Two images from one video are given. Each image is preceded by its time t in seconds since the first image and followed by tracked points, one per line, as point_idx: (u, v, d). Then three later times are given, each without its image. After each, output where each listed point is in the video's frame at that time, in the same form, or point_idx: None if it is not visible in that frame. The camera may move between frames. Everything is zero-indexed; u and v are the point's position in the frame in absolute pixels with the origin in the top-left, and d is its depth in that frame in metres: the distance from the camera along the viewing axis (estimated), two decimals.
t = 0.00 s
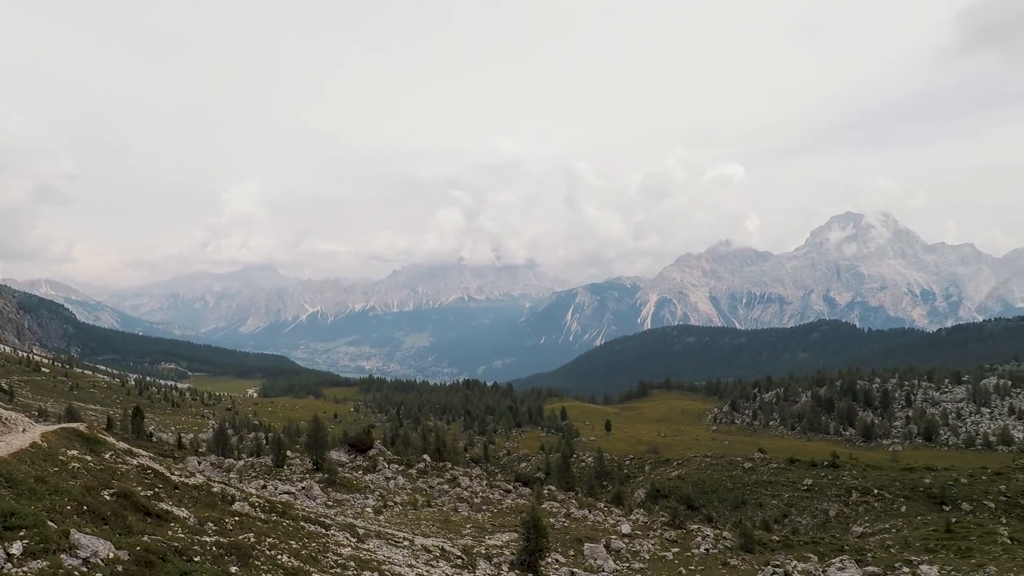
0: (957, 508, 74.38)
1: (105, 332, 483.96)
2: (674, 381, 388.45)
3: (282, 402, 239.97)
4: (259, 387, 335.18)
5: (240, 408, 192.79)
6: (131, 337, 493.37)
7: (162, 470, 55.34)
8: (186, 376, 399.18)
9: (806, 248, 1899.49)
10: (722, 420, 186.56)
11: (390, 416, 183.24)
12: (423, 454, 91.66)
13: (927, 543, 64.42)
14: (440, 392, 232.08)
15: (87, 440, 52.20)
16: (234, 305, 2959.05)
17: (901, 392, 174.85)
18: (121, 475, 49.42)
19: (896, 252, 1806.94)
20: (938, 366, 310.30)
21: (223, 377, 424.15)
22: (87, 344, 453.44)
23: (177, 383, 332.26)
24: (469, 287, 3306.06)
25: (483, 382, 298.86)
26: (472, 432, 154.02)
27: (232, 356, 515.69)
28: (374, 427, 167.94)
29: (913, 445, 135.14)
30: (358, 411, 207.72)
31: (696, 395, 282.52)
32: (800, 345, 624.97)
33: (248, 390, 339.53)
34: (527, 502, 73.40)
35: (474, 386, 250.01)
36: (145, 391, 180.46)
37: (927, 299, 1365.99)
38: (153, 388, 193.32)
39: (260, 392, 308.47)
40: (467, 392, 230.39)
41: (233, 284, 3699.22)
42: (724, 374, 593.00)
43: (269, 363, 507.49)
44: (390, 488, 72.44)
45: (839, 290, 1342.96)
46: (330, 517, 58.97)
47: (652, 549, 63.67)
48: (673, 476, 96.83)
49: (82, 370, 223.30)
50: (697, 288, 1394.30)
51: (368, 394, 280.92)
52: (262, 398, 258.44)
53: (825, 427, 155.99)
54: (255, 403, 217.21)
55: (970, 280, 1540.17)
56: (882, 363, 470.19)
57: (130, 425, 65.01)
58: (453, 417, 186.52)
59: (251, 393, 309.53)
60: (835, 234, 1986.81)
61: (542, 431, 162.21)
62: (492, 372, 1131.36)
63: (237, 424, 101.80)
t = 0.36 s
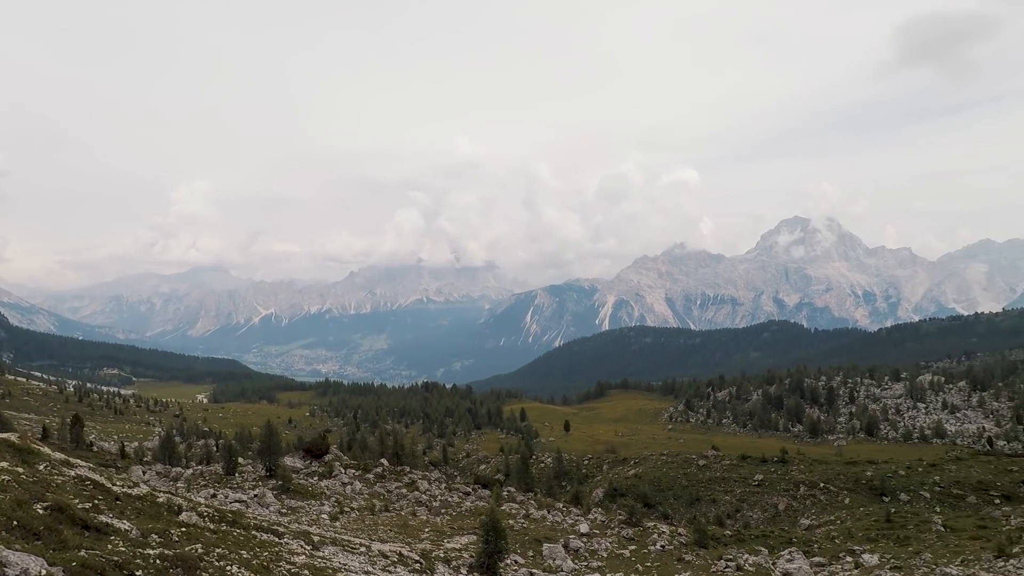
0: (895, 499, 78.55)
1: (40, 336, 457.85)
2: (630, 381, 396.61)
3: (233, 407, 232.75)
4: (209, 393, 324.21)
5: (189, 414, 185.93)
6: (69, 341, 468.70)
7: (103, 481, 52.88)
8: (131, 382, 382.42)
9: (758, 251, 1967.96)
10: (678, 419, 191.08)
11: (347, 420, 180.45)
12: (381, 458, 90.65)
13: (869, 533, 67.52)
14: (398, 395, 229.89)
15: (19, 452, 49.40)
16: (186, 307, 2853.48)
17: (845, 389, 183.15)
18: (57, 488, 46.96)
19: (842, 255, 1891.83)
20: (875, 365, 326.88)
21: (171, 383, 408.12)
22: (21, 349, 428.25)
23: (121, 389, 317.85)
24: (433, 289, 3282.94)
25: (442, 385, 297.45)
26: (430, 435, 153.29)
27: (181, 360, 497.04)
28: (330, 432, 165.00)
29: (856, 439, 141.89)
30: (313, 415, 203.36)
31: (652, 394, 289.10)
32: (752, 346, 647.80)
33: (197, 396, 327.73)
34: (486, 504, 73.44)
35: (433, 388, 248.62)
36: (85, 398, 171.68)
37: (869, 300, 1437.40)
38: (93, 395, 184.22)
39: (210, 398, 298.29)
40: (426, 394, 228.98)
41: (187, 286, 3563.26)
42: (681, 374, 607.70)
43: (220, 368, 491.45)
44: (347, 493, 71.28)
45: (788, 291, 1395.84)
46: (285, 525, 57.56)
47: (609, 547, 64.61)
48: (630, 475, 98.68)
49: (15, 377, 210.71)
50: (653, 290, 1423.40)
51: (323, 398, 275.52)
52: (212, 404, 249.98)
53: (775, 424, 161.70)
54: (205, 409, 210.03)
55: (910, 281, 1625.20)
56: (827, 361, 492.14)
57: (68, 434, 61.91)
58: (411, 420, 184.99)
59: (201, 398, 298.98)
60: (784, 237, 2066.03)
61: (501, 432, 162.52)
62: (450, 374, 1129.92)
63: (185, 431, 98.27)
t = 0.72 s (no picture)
0: (837, 490, 82.51)
1: None
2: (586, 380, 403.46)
3: (179, 413, 224.03)
4: (152, 399, 311.15)
5: (130, 421, 177.93)
6: None
7: (35, 493, 50.16)
8: (67, 389, 362.77)
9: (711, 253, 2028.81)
10: (633, 417, 195.12)
11: (300, 424, 176.76)
12: (335, 463, 89.27)
13: (812, 523, 70.48)
14: (353, 398, 226.64)
15: None
16: (131, 310, 2727.24)
17: (789, 385, 191.36)
18: None
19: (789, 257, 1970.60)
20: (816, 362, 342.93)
21: (111, 388, 389.14)
22: None
23: (55, 397, 301.33)
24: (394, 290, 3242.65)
25: (399, 386, 294.94)
26: (386, 438, 151.89)
27: (122, 365, 474.76)
28: (281, 437, 161.42)
29: (801, 433, 148.47)
30: (265, 419, 198.10)
31: (607, 393, 294.45)
32: (703, 344, 669.26)
33: (139, 402, 313.58)
34: (442, 507, 73.16)
35: (389, 391, 246.25)
36: (15, 406, 161.84)
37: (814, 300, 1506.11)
38: (26, 403, 173.91)
39: (154, 403, 286.27)
40: (382, 396, 226.66)
41: (133, 287, 3405.64)
42: (639, 373, 620.48)
43: (164, 372, 471.96)
44: (300, 499, 69.65)
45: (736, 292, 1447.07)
46: (233, 534, 55.75)
47: (565, 545, 65.36)
48: (586, 473, 100.30)
49: None
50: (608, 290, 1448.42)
51: (275, 402, 268.70)
52: (156, 410, 239.87)
53: (726, 420, 167.12)
54: (148, 415, 201.46)
55: (851, 282, 1712.95)
56: (775, 359, 513.08)
57: None
58: (367, 423, 182.75)
59: (144, 405, 286.48)
60: (733, 239, 2140.69)
61: (458, 433, 162.38)
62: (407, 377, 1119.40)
63: (127, 439, 94.23)
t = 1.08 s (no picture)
0: (783, 482, 86.15)
1: None
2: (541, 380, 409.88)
3: (119, 420, 213.57)
4: (88, 407, 296.05)
5: (65, 430, 168.72)
6: None
7: None
8: None
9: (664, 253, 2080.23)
10: (589, 416, 197.92)
11: (250, 429, 171.73)
12: (287, 468, 87.18)
13: (760, 515, 73.29)
14: (306, 402, 221.87)
15: None
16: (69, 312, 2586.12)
17: (739, 383, 198.38)
18: None
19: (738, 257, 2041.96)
20: (763, 360, 356.31)
21: (43, 396, 367.28)
22: None
23: None
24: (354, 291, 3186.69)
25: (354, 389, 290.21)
26: (341, 442, 149.35)
27: (54, 371, 448.97)
28: (230, 443, 156.42)
29: (750, 429, 153.89)
30: (212, 426, 191.29)
31: (563, 393, 298.80)
32: (657, 344, 689.37)
33: (74, 409, 297.80)
34: (398, 510, 72.58)
35: (343, 394, 242.44)
36: None
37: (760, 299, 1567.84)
38: None
39: (91, 411, 272.21)
40: (336, 400, 222.96)
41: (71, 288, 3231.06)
42: (598, 372, 629.75)
43: (102, 378, 449.59)
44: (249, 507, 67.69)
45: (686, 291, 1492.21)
46: (177, 546, 53.58)
47: (523, 545, 65.68)
48: (543, 473, 101.16)
49: None
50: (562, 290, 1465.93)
51: (224, 407, 260.07)
52: (94, 418, 228.01)
53: (679, 417, 171.36)
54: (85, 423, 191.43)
55: (796, 282, 1797.07)
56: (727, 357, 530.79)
57: None
58: (321, 427, 179.43)
59: (80, 413, 271.58)
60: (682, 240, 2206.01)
61: (415, 436, 161.11)
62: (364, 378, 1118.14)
63: (60, 449, 89.32)
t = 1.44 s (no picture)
0: (730, 476, 89.36)
1: None
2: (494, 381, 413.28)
3: (50, 429, 201.59)
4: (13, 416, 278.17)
5: None
6: None
7: None
8: None
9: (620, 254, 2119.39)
10: (544, 416, 199.83)
11: (195, 436, 165.40)
12: (235, 475, 84.33)
13: (709, 510, 75.64)
14: (254, 407, 215.47)
15: None
16: None
17: (689, 381, 204.71)
18: None
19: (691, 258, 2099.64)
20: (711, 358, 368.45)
21: None
22: None
23: None
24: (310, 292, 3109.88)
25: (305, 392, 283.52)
26: (291, 447, 145.86)
27: None
28: (173, 452, 150.30)
29: (699, 425, 158.75)
30: (154, 433, 183.14)
31: (518, 393, 301.48)
32: (610, 343, 705.36)
33: None
34: (352, 515, 71.37)
35: (294, 397, 236.82)
36: None
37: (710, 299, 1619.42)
38: None
39: (17, 421, 255.97)
40: (286, 404, 217.67)
41: None
42: (557, 372, 636.18)
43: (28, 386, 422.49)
44: (194, 517, 65.11)
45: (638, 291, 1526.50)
46: (113, 561, 50.87)
47: (477, 547, 65.59)
48: (499, 473, 101.50)
49: None
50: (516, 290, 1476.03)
51: (166, 414, 249.49)
52: (21, 428, 214.44)
53: (631, 416, 175.13)
54: (11, 434, 179.80)
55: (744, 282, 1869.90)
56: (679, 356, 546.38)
57: None
58: (270, 432, 174.89)
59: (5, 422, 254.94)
60: (636, 241, 2255.23)
61: (368, 439, 159.00)
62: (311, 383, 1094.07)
63: None
